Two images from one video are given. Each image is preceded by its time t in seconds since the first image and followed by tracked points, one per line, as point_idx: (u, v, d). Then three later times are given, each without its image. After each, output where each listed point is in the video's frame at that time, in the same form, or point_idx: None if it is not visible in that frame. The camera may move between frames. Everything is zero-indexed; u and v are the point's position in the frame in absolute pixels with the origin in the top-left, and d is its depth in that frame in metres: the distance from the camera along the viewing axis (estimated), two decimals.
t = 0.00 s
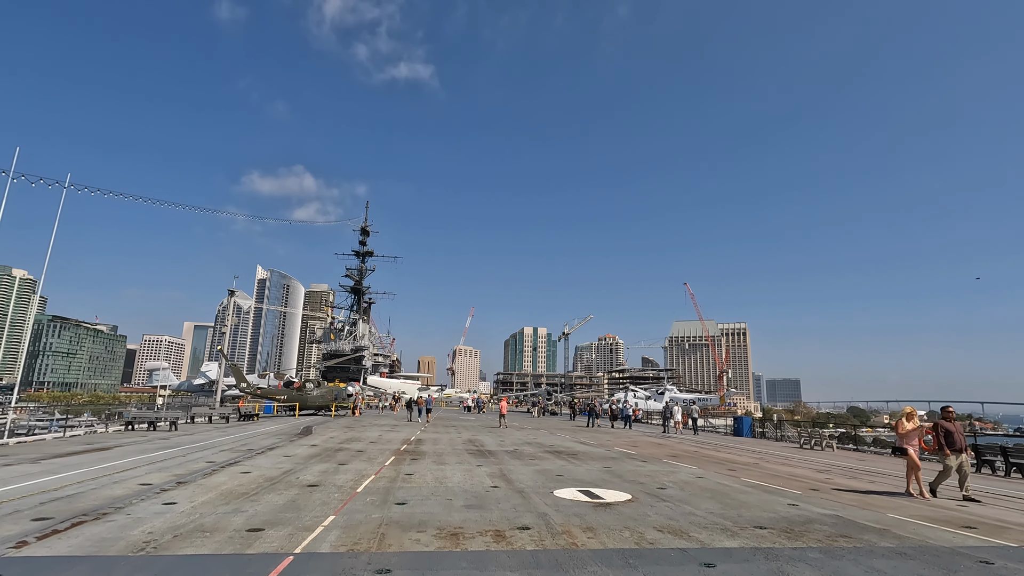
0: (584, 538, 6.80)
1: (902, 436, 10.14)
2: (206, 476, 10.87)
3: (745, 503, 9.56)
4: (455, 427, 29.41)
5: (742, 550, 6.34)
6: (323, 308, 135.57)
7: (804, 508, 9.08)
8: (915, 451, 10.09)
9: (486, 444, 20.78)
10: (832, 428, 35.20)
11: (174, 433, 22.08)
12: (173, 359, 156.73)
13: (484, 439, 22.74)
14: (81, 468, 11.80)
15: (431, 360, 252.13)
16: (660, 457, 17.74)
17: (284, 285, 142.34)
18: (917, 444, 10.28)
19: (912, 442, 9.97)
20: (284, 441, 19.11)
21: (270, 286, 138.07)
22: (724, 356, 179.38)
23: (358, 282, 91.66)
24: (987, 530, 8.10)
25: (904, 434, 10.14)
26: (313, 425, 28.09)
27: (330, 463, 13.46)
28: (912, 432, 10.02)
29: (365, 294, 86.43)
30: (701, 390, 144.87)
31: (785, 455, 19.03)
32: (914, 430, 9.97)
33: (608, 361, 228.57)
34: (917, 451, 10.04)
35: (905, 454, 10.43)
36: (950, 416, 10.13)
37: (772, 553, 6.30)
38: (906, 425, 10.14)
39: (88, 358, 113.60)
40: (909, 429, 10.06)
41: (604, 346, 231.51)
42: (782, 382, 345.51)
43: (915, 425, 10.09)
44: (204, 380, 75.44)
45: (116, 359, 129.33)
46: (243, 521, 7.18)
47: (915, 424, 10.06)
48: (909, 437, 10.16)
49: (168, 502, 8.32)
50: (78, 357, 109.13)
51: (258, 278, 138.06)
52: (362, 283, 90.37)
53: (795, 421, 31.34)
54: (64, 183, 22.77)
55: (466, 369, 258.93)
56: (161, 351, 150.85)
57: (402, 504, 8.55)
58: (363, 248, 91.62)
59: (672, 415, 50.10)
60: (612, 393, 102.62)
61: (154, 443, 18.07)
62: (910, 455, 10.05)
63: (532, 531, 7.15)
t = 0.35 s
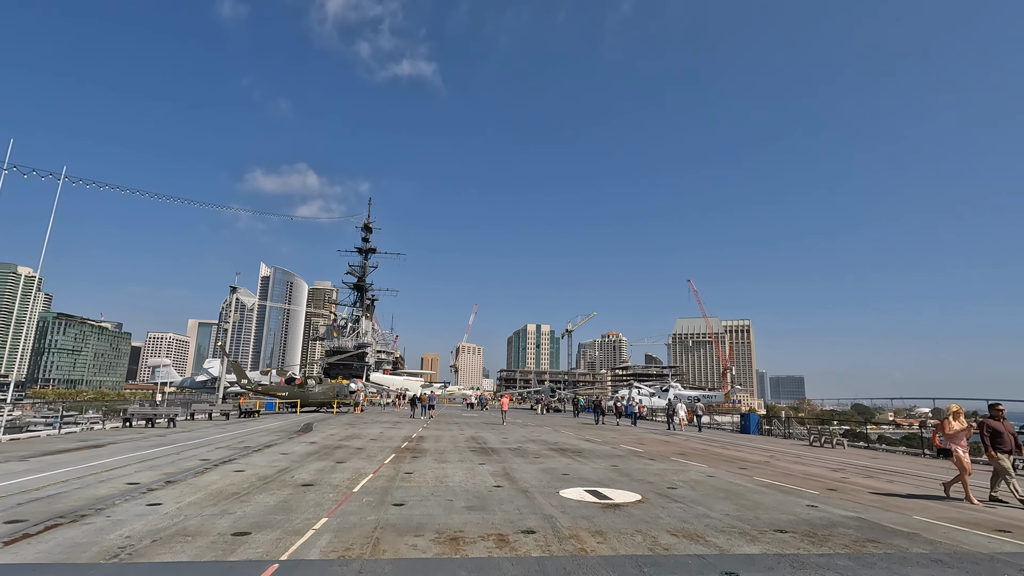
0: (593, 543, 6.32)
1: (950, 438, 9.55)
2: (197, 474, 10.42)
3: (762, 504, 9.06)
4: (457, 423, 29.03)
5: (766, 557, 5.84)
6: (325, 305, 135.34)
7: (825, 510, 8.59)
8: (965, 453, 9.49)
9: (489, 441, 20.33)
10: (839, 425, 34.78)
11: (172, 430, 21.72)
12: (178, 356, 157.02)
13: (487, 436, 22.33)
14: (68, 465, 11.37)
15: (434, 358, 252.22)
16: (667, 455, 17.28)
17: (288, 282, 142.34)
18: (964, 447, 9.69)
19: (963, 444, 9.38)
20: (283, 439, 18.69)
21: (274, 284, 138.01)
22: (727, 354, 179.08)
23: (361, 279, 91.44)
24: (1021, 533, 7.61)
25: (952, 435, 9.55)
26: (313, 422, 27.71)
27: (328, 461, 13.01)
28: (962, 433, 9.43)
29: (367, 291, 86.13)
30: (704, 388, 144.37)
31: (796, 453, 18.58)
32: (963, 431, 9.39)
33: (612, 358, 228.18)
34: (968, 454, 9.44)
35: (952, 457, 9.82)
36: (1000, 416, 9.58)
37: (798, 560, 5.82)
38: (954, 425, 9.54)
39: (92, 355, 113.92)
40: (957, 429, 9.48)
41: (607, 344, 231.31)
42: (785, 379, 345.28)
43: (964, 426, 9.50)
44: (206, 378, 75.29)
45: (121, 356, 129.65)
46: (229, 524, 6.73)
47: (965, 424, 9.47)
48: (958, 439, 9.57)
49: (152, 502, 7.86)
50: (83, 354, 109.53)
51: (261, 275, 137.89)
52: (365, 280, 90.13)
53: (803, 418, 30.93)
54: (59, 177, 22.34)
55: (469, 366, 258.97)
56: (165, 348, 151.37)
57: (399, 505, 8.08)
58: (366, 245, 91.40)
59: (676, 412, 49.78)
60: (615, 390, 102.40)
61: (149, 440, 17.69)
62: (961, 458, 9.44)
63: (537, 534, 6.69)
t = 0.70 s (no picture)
0: (603, 559, 5.81)
1: (1002, 445, 8.97)
2: (181, 481, 9.86)
3: (780, 512, 8.54)
4: (457, 424, 28.57)
5: None
6: (325, 305, 134.80)
7: (849, 520, 8.06)
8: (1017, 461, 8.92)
9: (489, 443, 19.82)
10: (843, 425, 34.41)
11: (164, 432, 21.20)
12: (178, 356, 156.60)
13: (487, 437, 21.85)
14: (48, 470, 10.83)
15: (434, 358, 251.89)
16: (673, 458, 16.77)
17: (287, 282, 141.75)
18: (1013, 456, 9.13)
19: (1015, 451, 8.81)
20: (277, 441, 18.15)
21: (274, 284, 137.44)
22: (727, 354, 178.72)
23: (361, 278, 90.96)
24: None
25: (1003, 443, 8.97)
26: (310, 423, 27.17)
27: (322, 466, 12.48)
28: (1014, 439, 8.87)
29: (367, 290, 85.56)
30: (705, 388, 143.84)
31: (805, 456, 18.10)
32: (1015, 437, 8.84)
33: (612, 358, 227.66)
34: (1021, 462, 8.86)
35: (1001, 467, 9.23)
36: None
37: None
38: (1005, 431, 8.98)
39: (92, 355, 113.56)
40: (1009, 435, 8.91)
41: (607, 344, 230.83)
42: (785, 378, 345.31)
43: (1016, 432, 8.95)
44: (204, 378, 74.83)
45: (121, 356, 129.35)
46: (207, 539, 6.21)
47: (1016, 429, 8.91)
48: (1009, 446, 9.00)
49: (128, 513, 7.33)
50: (83, 354, 109.21)
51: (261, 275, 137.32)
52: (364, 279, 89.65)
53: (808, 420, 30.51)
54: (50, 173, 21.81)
55: (469, 366, 258.52)
56: (164, 348, 150.84)
57: (394, 515, 7.55)
58: (365, 245, 90.96)
59: (678, 412, 49.36)
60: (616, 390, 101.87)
61: (139, 443, 17.15)
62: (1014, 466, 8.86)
63: (542, 549, 6.17)
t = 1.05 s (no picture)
0: None
1: None
2: (170, 489, 9.33)
3: (808, 523, 7.99)
4: (460, 428, 28.04)
5: None
6: (328, 309, 134.46)
7: (883, 534, 7.51)
8: None
9: (494, 448, 19.30)
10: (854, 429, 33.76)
11: (161, 437, 20.73)
12: (182, 360, 156.46)
13: (492, 442, 21.34)
14: (33, 477, 10.32)
15: (437, 361, 252.27)
16: (685, 463, 16.21)
17: (290, 286, 141.49)
18: None
19: None
20: (275, 446, 17.66)
21: (277, 287, 137.16)
22: (731, 357, 177.75)
23: (364, 281, 90.62)
24: None
25: None
26: (311, 427, 26.64)
27: (320, 473, 11.95)
28: None
29: (370, 294, 85.10)
30: (709, 391, 142.79)
31: (821, 462, 17.51)
32: None
33: (615, 361, 226.69)
34: None
35: None
36: None
37: None
38: None
39: (97, 359, 113.52)
40: None
41: (611, 347, 230.02)
42: (790, 381, 343.47)
43: None
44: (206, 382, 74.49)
45: (125, 360, 129.25)
46: (189, 556, 5.68)
47: None
48: None
49: (108, 525, 6.81)
50: (87, 358, 109.18)
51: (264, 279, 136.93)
52: (367, 282, 89.28)
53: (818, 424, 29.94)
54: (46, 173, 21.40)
55: (472, 370, 258.03)
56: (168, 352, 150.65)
57: (394, 528, 7.02)
58: (369, 248, 90.71)
59: (684, 416, 48.73)
60: (620, 394, 101.08)
61: (134, 449, 16.65)
62: None
63: (556, 567, 5.62)
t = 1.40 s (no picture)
0: None
1: None
2: (155, 492, 8.85)
3: (832, 529, 7.51)
4: (462, 428, 27.58)
5: None
6: (329, 308, 134.13)
7: (915, 541, 7.01)
8: None
9: (496, 448, 18.82)
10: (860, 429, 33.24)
11: (155, 436, 20.26)
12: (184, 360, 156.22)
13: (493, 442, 20.88)
14: (14, 479, 9.86)
15: (438, 361, 252.05)
16: (694, 464, 15.72)
17: (292, 286, 141.09)
18: None
19: None
20: (271, 446, 17.18)
21: (278, 287, 136.77)
22: (733, 356, 176.94)
23: (365, 280, 90.26)
24: None
25: None
26: (309, 427, 26.14)
27: (316, 474, 11.48)
28: None
29: (371, 293, 84.69)
30: (710, 390, 142.35)
31: (833, 463, 17.03)
32: None
33: (617, 360, 226.24)
34: None
35: None
36: None
37: None
38: None
39: (99, 358, 113.26)
40: None
41: (612, 347, 229.39)
42: (793, 381, 342.27)
43: None
44: (206, 381, 74.08)
45: (127, 360, 129.02)
46: (164, 566, 5.19)
47: None
48: None
49: (82, 532, 6.32)
50: (90, 358, 109.01)
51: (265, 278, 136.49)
52: (368, 281, 88.88)
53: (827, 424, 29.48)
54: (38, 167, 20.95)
55: (473, 369, 257.65)
56: (169, 352, 150.30)
57: (390, 534, 6.55)
58: (369, 247, 90.31)
59: (686, 416, 48.26)
60: (622, 394, 100.58)
61: (125, 449, 16.20)
62: None
63: None
